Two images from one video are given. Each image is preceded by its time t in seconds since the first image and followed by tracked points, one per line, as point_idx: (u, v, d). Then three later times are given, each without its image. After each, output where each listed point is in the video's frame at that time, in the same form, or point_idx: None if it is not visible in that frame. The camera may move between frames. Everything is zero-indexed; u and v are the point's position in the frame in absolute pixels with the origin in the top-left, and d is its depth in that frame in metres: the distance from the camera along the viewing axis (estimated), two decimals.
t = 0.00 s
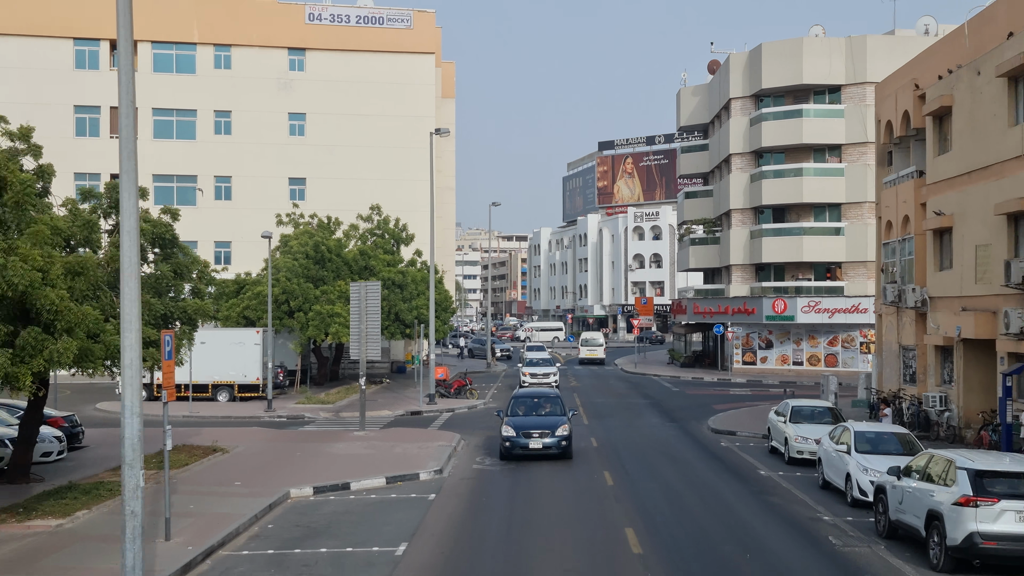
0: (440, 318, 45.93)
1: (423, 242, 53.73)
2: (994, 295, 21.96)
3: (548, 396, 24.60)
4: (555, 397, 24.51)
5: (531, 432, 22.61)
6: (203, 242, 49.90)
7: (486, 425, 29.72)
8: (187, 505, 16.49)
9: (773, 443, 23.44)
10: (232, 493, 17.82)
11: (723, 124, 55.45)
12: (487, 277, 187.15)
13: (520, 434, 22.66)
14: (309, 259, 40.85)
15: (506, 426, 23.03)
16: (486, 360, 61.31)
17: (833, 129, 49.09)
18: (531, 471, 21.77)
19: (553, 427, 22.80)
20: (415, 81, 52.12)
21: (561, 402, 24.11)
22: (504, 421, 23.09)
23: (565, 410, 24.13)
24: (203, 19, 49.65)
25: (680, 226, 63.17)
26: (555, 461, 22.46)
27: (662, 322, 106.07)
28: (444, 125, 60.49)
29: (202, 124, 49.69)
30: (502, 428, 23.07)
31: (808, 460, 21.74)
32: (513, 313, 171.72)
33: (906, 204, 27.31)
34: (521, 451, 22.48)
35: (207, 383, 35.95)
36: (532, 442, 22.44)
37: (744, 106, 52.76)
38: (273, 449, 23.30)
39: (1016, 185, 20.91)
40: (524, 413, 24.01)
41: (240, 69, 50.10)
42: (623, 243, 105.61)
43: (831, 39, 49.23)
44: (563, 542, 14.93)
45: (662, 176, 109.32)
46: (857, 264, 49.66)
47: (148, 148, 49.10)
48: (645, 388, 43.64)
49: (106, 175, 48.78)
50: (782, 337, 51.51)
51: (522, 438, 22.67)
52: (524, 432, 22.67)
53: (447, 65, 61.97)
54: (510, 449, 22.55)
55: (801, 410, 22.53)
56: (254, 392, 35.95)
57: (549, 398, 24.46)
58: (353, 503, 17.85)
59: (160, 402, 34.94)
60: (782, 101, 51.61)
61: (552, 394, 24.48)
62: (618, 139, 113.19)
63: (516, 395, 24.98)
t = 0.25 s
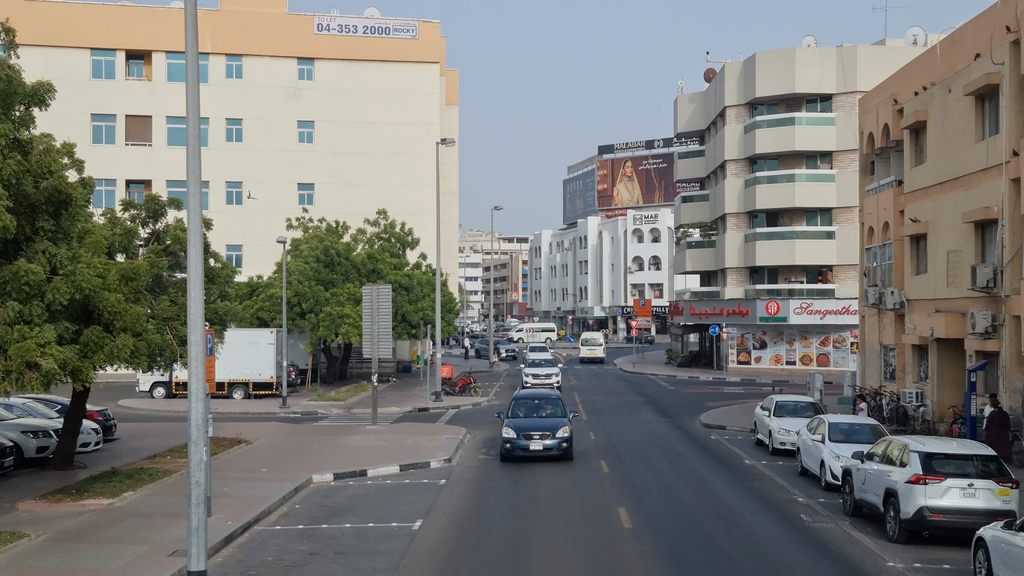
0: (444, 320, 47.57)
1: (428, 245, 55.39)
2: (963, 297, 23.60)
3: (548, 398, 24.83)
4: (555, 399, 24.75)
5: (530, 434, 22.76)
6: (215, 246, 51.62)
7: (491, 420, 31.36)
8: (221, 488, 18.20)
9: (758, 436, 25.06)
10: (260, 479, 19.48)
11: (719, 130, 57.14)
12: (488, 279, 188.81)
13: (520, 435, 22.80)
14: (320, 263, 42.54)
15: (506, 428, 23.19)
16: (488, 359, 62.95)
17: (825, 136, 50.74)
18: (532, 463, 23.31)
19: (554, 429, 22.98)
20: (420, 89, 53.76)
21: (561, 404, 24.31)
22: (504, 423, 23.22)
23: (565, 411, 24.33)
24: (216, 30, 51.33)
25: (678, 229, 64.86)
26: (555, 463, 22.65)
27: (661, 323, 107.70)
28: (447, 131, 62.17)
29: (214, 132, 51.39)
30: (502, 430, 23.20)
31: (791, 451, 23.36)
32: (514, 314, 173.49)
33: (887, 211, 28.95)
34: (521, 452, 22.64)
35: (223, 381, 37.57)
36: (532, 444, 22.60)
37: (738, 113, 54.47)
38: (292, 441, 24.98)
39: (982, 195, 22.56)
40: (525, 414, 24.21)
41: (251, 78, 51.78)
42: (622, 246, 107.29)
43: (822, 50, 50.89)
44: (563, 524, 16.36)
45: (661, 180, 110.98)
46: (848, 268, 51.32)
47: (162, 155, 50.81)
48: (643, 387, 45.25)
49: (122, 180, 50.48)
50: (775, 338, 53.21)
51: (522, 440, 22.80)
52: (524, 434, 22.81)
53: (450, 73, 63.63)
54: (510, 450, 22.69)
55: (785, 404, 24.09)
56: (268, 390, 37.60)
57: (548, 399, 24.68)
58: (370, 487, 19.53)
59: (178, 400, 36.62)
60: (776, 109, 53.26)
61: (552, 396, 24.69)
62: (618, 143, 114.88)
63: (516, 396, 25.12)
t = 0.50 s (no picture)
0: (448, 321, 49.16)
1: (433, 248, 57.00)
2: (937, 299, 25.20)
3: (547, 399, 24.71)
4: (555, 400, 24.65)
5: (531, 436, 22.55)
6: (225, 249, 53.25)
7: (495, 416, 32.95)
8: (249, 475, 19.83)
9: (746, 430, 26.66)
10: (282, 468, 21.10)
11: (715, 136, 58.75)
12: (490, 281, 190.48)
13: (521, 437, 22.58)
14: (329, 266, 44.14)
15: (506, 429, 22.99)
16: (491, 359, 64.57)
17: (817, 143, 52.35)
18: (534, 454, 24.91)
19: (553, 430, 22.86)
20: (424, 97, 55.39)
21: (561, 405, 24.18)
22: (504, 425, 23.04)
23: (565, 413, 24.15)
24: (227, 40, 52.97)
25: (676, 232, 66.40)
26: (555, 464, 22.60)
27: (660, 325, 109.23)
28: (451, 137, 63.82)
29: (225, 139, 53.04)
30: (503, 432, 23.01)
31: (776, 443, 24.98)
32: (516, 316, 175.04)
33: (869, 218, 30.55)
34: (522, 455, 22.42)
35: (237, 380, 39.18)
36: (533, 446, 22.39)
37: (733, 121, 56.09)
38: (308, 435, 26.59)
39: (954, 204, 24.17)
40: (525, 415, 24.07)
41: (261, 86, 53.45)
42: (621, 248, 108.95)
43: (814, 59, 52.53)
44: (563, 509, 17.75)
45: (661, 183, 112.78)
46: (839, 270, 52.93)
47: (174, 161, 52.50)
48: (641, 385, 46.84)
49: (135, 186, 52.14)
50: (769, 338, 54.80)
51: (523, 442, 22.58)
52: (525, 435, 22.60)
53: (454, 80, 65.24)
54: (511, 452, 22.49)
55: (771, 400, 25.71)
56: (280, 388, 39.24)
57: (548, 400, 24.56)
58: (384, 475, 21.17)
59: (195, 397, 38.28)
60: (770, 116, 54.88)
61: (552, 397, 24.58)
62: (618, 146, 116.93)
63: (516, 398, 24.98)
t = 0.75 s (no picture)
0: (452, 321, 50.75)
1: (437, 250, 58.59)
2: (916, 300, 26.75)
3: (547, 401, 24.51)
4: (555, 401, 24.46)
5: (531, 437, 22.22)
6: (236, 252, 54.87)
7: (499, 412, 34.50)
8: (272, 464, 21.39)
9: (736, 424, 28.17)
10: (302, 458, 22.67)
11: (711, 141, 60.28)
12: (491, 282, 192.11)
13: (521, 439, 22.25)
14: (337, 269, 45.73)
15: (506, 431, 22.69)
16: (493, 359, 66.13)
17: (810, 148, 53.90)
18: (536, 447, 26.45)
19: (554, 432, 22.54)
20: (428, 103, 56.97)
21: (561, 407, 23.96)
22: (503, 426, 22.75)
23: (565, 415, 23.94)
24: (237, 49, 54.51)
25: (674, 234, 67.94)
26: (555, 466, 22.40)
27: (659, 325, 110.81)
28: (454, 141, 65.40)
29: (235, 145, 54.63)
30: (502, 434, 22.72)
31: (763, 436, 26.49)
32: (517, 316, 176.63)
33: (855, 223, 32.11)
34: (522, 457, 22.12)
35: (250, 378, 40.66)
36: (533, 447, 22.08)
37: (729, 126, 57.57)
38: (322, 429, 28.14)
39: (930, 211, 25.73)
40: (525, 417, 23.77)
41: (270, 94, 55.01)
42: (621, 249, 110.54)
43: (807, 66, 54.08)
44: (562, 493, 19.36)
45: (660, 185, 114.34)
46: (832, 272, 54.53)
47: (186, 167, 54.10)
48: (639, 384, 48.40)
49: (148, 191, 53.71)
50: (764, 338, 56.41)
51: (523, 443, 22.26)
52: (525, 437, 22.27)
53: (456, 86, 66.80)
54: (511, 454, 22.19)
55: (759, 395, 27.21)
56: (292, 386, 40.75)
57: (548, 402, 24.36)
58: (397, 465, 22.74)
59: (210, 395, 39.86)
60: (765, 122, 56.42)
61: (552, 399, 24.37)
62: (618, 149, 118.48)
63: (516, 399, 24.77)
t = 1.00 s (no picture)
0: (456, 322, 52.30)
1: (441, 252, 60.14)
2: (898, 302, 28.24)
3: (549, 403, 24.29)
4: (556, 403, 24.22)
5: (532, 439, 22.04)
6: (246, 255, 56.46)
7: (503, 409, 36.01)
8: (292, 455, 22.92)
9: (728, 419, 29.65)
10: (319, 451, 24.21)
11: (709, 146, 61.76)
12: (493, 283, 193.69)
13: (521, 441, 22.05)
14: (345, 272, 47.29)
15: (506, 433, 22.46)
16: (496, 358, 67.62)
17: (804, 153, 55.42)
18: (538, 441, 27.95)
19: (555, 434, 22.32)
20: (432, 109, 58.50)
21: (563, 409, 23.75)
22: (504, 429, 22.57)
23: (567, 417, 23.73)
24: (247, 58, 56.07)
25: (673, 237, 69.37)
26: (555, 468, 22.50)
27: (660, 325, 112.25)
28: (457, 146, 66.93)
29: (244, 151, 56.22)
30: (502, 436, 22.53)
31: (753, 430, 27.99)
32: (519, 317, 178.17)
33: (842, 228, 33.62)
34: (522, 459, 21.96)
35: (261, 377, 42.09)
36: (533, 450, 21.88)
37: (725, 132, 59.12)
38: (335, 424, 29.65)
39: (910, 218, 27.23)
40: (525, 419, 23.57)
41: (279, 101, 56.54)
42: (621, 251, 112.05)
43: (801, 74, 55.59)
44: (563, 481, 20.92)
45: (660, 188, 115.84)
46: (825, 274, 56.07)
47: (197, 172, 55.68)
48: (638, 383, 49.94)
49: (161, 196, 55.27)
50: (760, 338, 57.95)
51: (523, 445, 22.06)
52: (525, 439, 22.07)
53: (459, 92, 68.34)
54: (511, 457, 22.02)
55: (750, 391, 28.69)
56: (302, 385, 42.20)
57: (549, 404, 24.14)
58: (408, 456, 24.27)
59: (224, 393, 41.41)
60: (760, 128, 57.95)
61: (553, 401, 24.16)
62: (618, 152, 119.99)
63: (517, 401, 24.56)
